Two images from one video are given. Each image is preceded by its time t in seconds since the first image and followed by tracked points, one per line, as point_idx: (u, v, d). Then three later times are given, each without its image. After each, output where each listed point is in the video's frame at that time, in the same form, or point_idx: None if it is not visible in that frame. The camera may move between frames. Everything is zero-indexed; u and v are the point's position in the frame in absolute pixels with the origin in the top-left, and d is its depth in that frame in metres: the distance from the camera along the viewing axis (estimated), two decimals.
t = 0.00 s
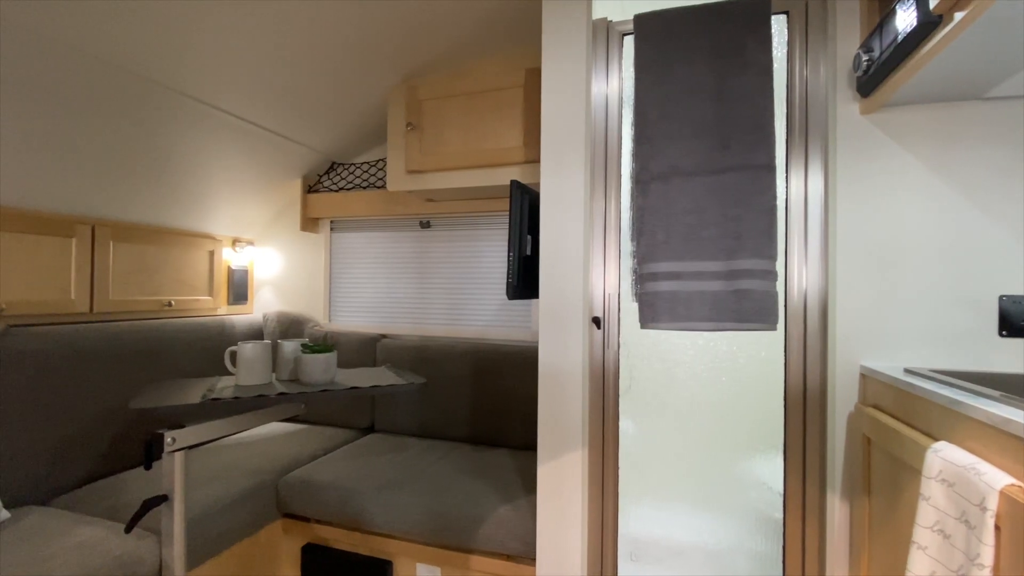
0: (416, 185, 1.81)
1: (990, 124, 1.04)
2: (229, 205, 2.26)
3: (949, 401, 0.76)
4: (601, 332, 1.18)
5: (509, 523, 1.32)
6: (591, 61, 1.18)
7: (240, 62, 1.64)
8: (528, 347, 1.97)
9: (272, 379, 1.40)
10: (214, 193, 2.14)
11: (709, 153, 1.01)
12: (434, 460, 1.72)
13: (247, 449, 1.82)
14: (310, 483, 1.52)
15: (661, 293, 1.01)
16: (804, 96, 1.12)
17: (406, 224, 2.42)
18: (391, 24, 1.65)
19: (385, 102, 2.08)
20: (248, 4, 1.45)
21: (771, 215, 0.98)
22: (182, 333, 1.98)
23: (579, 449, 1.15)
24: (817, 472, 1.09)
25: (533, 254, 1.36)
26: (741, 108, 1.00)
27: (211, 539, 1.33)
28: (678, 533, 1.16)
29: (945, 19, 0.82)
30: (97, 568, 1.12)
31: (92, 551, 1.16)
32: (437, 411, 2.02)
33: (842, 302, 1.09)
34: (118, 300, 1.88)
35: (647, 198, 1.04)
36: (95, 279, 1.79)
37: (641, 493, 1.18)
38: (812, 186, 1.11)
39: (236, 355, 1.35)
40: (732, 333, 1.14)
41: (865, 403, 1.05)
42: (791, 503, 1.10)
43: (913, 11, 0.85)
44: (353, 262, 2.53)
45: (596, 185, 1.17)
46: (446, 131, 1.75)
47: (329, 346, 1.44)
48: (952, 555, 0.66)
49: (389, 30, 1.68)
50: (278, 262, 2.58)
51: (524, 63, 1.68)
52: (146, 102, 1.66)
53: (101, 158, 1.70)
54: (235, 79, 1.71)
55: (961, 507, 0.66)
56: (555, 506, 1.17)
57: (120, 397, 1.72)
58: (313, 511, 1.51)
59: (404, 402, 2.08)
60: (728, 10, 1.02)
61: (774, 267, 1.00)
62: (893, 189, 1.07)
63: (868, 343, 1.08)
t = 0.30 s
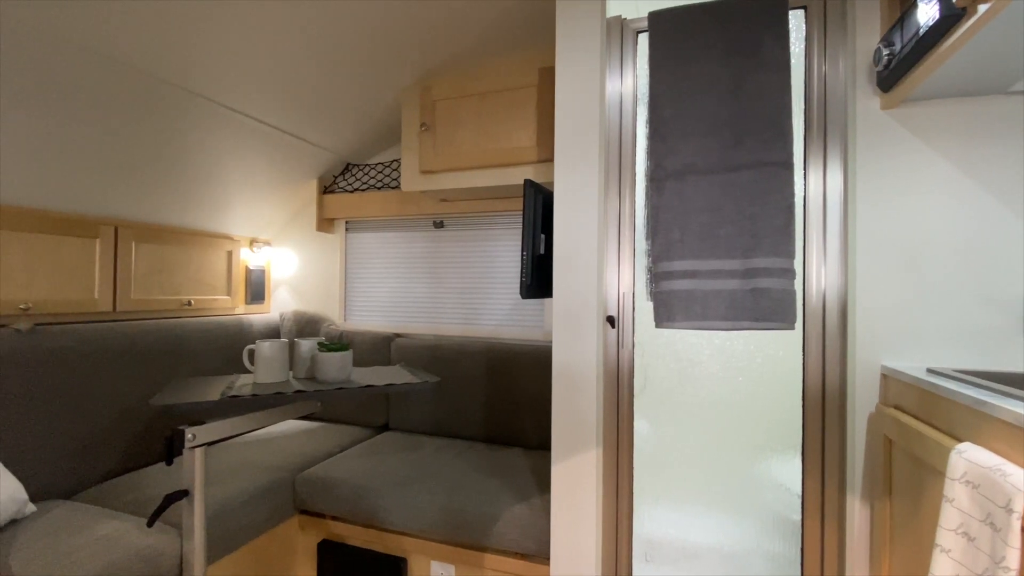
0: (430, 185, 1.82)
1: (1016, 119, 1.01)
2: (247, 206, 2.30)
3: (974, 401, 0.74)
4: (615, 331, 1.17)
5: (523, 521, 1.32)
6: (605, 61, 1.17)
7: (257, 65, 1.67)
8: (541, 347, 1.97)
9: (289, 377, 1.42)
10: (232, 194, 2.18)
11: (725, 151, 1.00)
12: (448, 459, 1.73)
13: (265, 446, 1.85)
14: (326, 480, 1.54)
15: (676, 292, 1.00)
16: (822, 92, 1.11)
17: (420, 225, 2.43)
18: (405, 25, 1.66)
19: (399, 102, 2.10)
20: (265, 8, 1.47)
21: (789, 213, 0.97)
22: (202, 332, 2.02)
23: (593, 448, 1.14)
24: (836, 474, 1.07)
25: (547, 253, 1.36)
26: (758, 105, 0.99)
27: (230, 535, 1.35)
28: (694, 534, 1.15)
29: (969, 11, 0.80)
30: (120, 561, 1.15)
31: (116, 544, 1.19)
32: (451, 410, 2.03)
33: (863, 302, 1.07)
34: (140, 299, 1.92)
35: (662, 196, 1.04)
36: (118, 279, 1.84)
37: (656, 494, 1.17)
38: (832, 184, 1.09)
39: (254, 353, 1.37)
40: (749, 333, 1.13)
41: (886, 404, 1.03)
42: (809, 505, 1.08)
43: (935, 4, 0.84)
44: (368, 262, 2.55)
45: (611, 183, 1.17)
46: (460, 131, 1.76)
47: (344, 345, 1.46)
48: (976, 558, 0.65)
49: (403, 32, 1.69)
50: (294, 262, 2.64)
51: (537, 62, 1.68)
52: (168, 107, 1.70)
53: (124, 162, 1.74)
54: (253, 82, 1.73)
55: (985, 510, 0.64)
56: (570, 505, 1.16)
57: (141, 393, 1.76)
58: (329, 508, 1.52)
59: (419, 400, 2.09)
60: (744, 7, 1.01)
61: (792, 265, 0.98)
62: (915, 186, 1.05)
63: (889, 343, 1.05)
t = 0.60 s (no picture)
0: (445, 185, 1.83)
1: None
2: (265, 206, 2.33)
3: (1001, 401, 0.72)
4: (631, 330, 1.17)
5: (538, 520, 1.32)
6: (621, 59, 1.16)
7: (275, 68, 1.69)
8: (555, 346, 1.97)
9: (307, 375, 1.44)
10: (250, 194, 2.21)
11: (743, 147, 0.99)
12: (463, 458, 1.74)
13: (283, 443, 1.87)
14: (343, 477, 1.56)
15: (693, 291, 0.99)
16: (843, 88, 1.09)
17: (434, 224, 2.44)
18: (420, 26, 1.67)
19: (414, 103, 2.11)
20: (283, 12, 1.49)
21: (808, 210, 0.96)
22: (221, 331, 2.05)
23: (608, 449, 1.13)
24: (857, 476, 1.05)
25: (562, 252, 1.35)
26: (777, 102, 0.98)
27: (250, 530, 1.37)
28: (711, 536, 1.14)
29: (995, 3, 0.79)
30: (144, 554, 1.17)
31: (139, 537, 1.21)
32: (465, 409, 2.04)
33: (885, 301, 1.05)
34: (162, 298, 1.96)
35: (679, 194, 1.03)
36: (140, 278, 1.88)
37: (672, 495, 1.17)
38: (853, 180, 1.08)
39: (272, 351, 1.39)
40: (768, 332, 1.11)
41: (909, 404, 1.01)
42: (829, 507, 1.07)
43: None
44: (383, 262, 2.57)
45: (627, 182, 1.17)
46: (474, 131, 1.76)
47: (361, 343, 1.48)
48: (1004, 562, 0.63)
49: (418, 33, 1.70)
50: (311, 262, 2.67)
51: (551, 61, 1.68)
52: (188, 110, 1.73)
53: (146, 165, 1.78)
54: (271, 85, 1.76)
55: (1014, 513, 0.63)
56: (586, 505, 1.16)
57: (163, 390, 1.80)
58: (346, 504, 1.54)
59: (433, 399, 2.10)
60: (762, 2, 1.00)
61: (811, 263, 0.97)
62: (939, 182, 1.03)
63: (912, 343, 1.03)
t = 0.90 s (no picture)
0: (461, 184, 1.84)
1: None
2: (283, 206, 2.37)
3: None
4: (648, 328, 1.16)
5: (554, 519, 1.31)
6: (638, 55, 1.15)
7: (293, 69, 1.71)
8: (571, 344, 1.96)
9: (325, 371, 1.46)
10: (269, 194, 2.24)
11: (763, 142, 0.97)
12: (479, 455, 1.74)
13: (301, 439, 1.90)
14: (360, 473, 1.57)
15: (713, 288, 0.98)
16: (867, 81, 1.06)
17: (449, 223, 2.45)
18: (436, 26, 1.68)
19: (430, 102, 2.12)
20: (301, 13, 1.50)
21: (831, 206, 0.94)
22: (242, 328, 2.08)
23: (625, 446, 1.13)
24: (882, 477, 1.03)
25: (579, 249, 1.35)
26: (799, 95, 0.96)
27: (270, 524, 1.39)
28: (731, 536, 1.13)
29: None
30: (168, 546, 1.20)
31: (163, 530, 1.24)
32: (481, 407, 2.04)
33: (911, 298, 1.02)
34: (184, 296, 2.00)
35: (698, 189, 1.02)
36: (163, 277, 1.92)
37: (690, 495, 1.15)
38: (877, 174, 1.05)
39: (291, 349, 1.41)
40: (790, 331, 1.09)
41: (937, 404, 0.98)
42: (853, 508, 1.04)
43: None
44: (399, 261, 2.59)
45: (644, 178, 1.16)
46: (489, 129, 1.76)
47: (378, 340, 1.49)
48: None
49: (433, 32, 1.71)
50: (328, 261, 2.70)
51: (566, 58, 1.67)
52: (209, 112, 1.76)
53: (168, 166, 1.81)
54: (289, 86, 1.78)
55: None
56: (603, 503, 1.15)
57: (186, 386, 1.83)
58: (363, 500, 1.55)
59: (449, 397, 2.11)
60: None
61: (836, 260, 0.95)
62: (968, 175, 1.00)
63: (940, 340, 1.00)
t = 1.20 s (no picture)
0: (477, 182, 1.84)
1: None
2: (302, 206, 2.40)
3: None
4: (667, 326, 1.13)
5: (571, 517, 1.31)
6: (656, 51, 1.13)
7: (312, 69, 1.73)
8: (587, 343, 1.95)
9: (344, 369, 1.48)
10: (288, 193, 2.28)
11: (786, 137, 0.96)
12: (495, 453, 1.74)
13: (320, 435, 1.92)
14: (378, 469, 1.58)
15: (733, 285, 0.96)
16: (893, 73, 1.03)
17: (465, 222, 2.46)
18: (452, 24, 1.68)
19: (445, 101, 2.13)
20: (319, 13, 1.52)
21: (856, 201, 0.92)
22: (262, 326, 2.12)
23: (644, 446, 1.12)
24: (909, 478, 1.00)
25: (596, 247, 1.34)
26: (823, 88, 0.94)
27: (290, 519, 1.41)
28: (752, 536, 1.11)
29: None
30: (192, 538, 1.22)
31: (187, 523, 1.26)
32: (497, 405, 2.04)
33: (939, 296, 1.00)
34: (206, 295, 2.04)
35: (718, 185, 1.00)
36: (186, 276, 1.96)
37: (710, 495, 1.13)
38: (904, 171, 1.02)
39: (311, 346, 1.42)
40: (814, 329, 1.07)
41: (966, 404, 0.95)
42: (878, 511, 1.02)
43: None
44: (415, 260, 2.61)
45: (660, 176, 1.12)
46: (505, 127, 1.76)
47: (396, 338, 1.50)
48: None
49: (449, 31, 1.72)
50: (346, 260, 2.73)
51: (582, 55, 1.66)
52: (231, 114, 1.79)
53: (189, 166, 1.84)
54: (307, 86, 1.80)
55: None
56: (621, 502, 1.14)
57: (209, 383, 1.87)
58: (381, 497, 1.57)
59: (465, 395, 2.12)
60: None
61: (860, 256, 0.93)
62: (999, 169, 0.97)
63: (969, 338, 0.98)
